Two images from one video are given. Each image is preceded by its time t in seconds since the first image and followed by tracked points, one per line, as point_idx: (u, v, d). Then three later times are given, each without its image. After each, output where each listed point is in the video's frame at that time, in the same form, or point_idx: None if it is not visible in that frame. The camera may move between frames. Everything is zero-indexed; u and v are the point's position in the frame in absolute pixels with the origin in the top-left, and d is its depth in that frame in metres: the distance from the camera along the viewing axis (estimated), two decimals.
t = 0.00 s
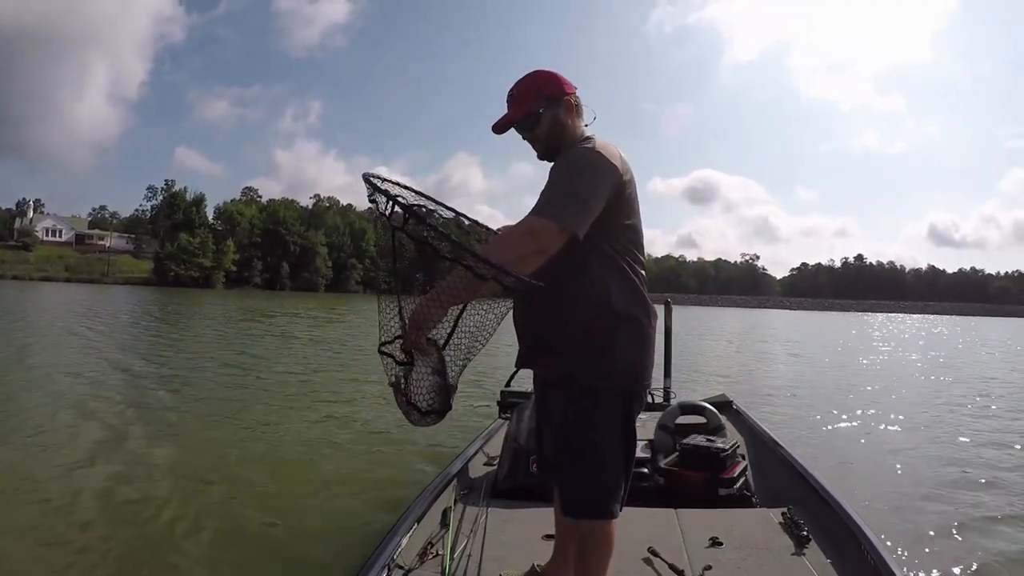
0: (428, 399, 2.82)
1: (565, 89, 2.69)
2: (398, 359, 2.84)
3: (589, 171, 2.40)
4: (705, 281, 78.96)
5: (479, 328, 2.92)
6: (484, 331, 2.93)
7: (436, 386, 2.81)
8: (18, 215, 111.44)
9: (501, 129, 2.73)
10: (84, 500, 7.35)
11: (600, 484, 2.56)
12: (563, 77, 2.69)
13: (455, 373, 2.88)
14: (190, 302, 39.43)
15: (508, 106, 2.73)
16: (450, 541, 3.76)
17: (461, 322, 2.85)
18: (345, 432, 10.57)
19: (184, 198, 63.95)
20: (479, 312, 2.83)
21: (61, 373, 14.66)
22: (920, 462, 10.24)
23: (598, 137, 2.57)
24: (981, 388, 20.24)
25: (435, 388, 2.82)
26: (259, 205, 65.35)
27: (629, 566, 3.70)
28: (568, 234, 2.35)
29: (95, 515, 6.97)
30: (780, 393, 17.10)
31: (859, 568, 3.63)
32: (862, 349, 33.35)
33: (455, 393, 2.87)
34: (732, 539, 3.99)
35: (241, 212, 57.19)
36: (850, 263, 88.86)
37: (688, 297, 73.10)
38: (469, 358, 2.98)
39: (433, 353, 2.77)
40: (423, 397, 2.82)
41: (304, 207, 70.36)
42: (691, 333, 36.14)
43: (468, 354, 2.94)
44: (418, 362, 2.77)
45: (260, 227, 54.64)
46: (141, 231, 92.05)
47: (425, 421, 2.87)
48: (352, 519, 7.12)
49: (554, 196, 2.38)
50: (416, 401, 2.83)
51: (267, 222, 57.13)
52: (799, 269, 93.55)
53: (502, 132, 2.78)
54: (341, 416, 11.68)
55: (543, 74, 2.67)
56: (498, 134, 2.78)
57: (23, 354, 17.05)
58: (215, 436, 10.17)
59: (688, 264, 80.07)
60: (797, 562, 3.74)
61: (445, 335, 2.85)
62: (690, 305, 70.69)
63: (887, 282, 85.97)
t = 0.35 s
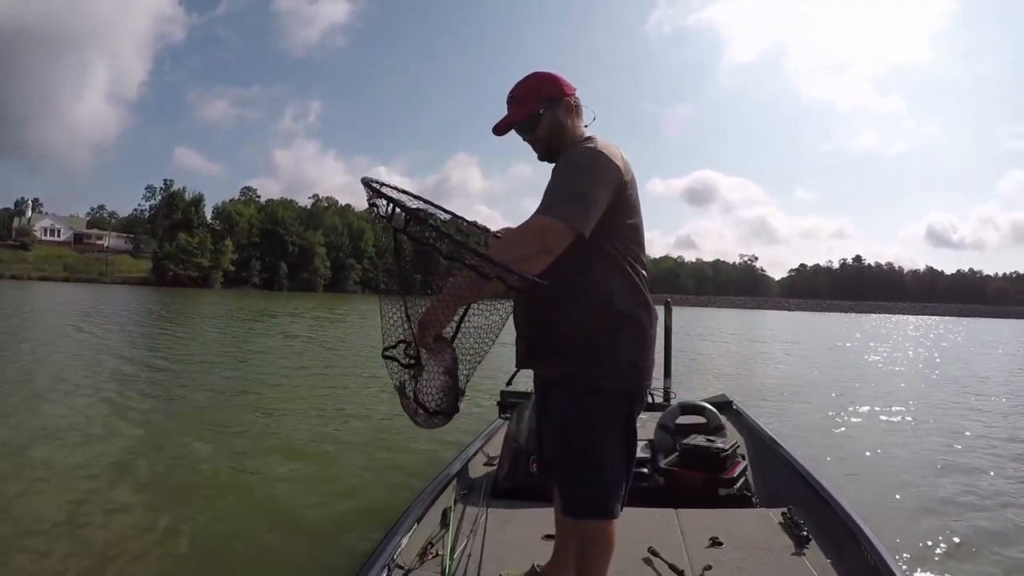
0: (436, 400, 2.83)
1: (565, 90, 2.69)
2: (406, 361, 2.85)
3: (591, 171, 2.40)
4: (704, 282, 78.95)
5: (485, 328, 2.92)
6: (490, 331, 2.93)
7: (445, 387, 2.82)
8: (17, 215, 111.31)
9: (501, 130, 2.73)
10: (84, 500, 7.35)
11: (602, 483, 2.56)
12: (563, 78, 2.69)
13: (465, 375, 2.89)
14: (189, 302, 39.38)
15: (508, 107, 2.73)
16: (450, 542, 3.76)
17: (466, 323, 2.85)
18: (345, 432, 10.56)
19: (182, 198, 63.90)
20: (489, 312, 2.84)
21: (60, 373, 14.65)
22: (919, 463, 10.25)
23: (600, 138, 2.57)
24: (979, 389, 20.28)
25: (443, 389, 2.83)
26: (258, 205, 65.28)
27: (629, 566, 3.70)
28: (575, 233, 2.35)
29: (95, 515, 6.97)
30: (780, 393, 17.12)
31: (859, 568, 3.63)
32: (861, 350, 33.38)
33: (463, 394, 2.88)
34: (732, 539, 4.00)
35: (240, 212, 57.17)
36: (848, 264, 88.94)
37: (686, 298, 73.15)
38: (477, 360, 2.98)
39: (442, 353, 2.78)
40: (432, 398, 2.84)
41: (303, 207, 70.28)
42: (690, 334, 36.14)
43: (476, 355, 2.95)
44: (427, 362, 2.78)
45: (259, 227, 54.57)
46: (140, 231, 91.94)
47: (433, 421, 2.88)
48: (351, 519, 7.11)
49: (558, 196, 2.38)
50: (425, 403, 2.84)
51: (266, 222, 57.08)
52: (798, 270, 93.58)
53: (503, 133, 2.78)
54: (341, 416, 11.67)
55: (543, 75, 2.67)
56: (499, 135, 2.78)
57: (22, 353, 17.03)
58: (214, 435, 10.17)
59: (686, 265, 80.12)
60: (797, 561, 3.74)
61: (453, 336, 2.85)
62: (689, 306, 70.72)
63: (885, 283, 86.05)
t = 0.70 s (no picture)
0: (440, 397, 2.84)
1: (561, 90, 2.69)
2: (408, 361, 2.86)
3: (588, 170, 2.40)
4: (703, 282, 78.97)
5: (487, 328, 2.92)
6: (491, 330, 2.93)
7: (449, 385, 2.83)
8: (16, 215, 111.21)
9: (497, 132, 2.73)
10: (84, 500, 7.35)
11: (602, 483, 2.56)
12: (558, 78, 2.69)
13: (470, 374, 2.89)
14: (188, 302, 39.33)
15: (504, 108, 2.73)
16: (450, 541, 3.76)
17: (468, 322, 2.85)
18: (344, 432, 10.55)
19: (181, 198, 63.84)
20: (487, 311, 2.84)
21: (59, 373, 14.62)
22: (919, 463, 10.26)
23: (596, 137, 2.58)
24: (978, 389, 20.31)
25: (447, 387, 2.84)
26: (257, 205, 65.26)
27: (629, 566, 3.70)
28: (577, 230, 2.34)
29: (95, 515, 6.97)
30: (779, 393, 17.14)
31: (859, 568, 3.64)
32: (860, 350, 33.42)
33: (467, 394, 2.88)
34: (732, 539, 4.00)
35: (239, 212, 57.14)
36: (847, 265, 89.03)
37: (685, 298, 73.09)
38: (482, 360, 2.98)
39: (445, 352, 2.79)
40: (434, 396, 2.84)
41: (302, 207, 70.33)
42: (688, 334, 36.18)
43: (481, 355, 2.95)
44: (433, 360, 2.79)
45: (257, 227, 54.57)
46: (139, 231, 91.82)
47: (435, 420, 2.88)
48: (351, 519, 7.11)
49: (556, 195, 2.37)
50: (428, 400, 2.84)
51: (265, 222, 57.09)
52: (796, 271, 93.66)
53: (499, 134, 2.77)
54: (340, 416, 11.66)
55: (538, 75, 2.67)
56: (495, 137, 2.78)
57: (20, 354, 17.00)
58: (213, 435, 10.16)
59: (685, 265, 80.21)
60: (797, 561, 3.75)
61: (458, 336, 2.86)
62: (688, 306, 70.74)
63: (884, 283, 86.15)
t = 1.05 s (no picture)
0: (446, 392, 2.83)
1: (558, 90, 2.69)
2: (410, 359, 2.86)
3: (589, 167, 2.40)
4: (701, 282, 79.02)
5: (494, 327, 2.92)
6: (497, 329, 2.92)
7: (456, 380, 2.83)
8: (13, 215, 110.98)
9: (496, 133, 2.72)
10: (82, 500, 7.33)
11: (603, 483, 2.56)
12: (556, 78, 2.70)
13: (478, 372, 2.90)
14: (186, 301, 39.29)
15: (501, 109, 2.73)
16: (450, 542, 3.76)
17: (475, 319, 2.86)
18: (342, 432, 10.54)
19: (179, 198, 63.77)
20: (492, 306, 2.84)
21: (57, 373, 14.57)
22: (918, 463, 10.27)
23: (596, 136, 2.58)
24: (977, 389, 20.32)
25: (455, 383, 2.83)
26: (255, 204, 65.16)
27: (629, 566, 3.70)
28: (581, 224, 2.33)
29: (96, 515, 6.96)
30: (778, 393, 17.14)
31: (859, 568, 3.64)
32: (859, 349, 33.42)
33: (473, 391, 2.89)
34: (732, 539, 4.00)
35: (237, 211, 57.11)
36: (845, 264, 89.11)
37: (684, 297, 73.09)
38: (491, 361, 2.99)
39: (452, 349, 2.78)
40: (441, 391, 2.83)
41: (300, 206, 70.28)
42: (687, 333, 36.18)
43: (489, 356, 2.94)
44: (441, 356, 2.79)
45: (255, 226, 54.50)
46: (137, 230, 91.63)
47: (440, 417, 2.86)
48: (351, 519, 7.11)
49: (558, 193, 2.37)
50: (434, 395, 2.82)
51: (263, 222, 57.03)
52: (795, 270, 93.72)
53: (498, 134, 2.76)
54: (340, 415, 11.63)
55: (536, 75, 2.67)
56: (493, 138, 2.78)
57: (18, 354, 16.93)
58: (212, 435, 10.14)
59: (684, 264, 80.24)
60: (797, 561, 3.75)
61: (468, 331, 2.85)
62: (687, 306, 70.75)
63: (882, 283, 86.23)
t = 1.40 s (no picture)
0: (476, 385, 3.08)
1: (555, 90, 2.69)
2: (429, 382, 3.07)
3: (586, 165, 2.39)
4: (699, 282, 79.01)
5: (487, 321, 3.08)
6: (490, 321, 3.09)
7: (480, 374, 3.08)
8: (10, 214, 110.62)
9: (494, 136, 2.72)
10: (81, 501, 7.30)
11: (602, 481, 2.56)
12: (553, 79, 2.69)
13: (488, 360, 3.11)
14: (184, 301, 39.15)
15: (499, 111, 2.73)
16: (450, 542, 3.76)
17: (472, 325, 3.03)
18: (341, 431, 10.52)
19: (176, 198, 63.62)
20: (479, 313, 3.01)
21: (54, 373, 14.51)
22: (918, 463, 10.26)
23: (594, 135, 2.57)
24: (976, 388, 20.31)
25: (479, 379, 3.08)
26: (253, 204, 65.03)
27: (629, 566, 3.70)
28: (586, 215, 2.30)
29: (94, 515, 6.94)
30: (778, 393, 17.13)
31: (859, 568, 3.64)
32: (858, 349, 33.41)
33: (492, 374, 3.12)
34: (732, 539, 4.01)
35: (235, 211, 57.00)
36: (843, 264, 89.15)
37: (682, 297, 73.03)
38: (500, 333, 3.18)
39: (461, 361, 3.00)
40: (471, 386, 3.08)
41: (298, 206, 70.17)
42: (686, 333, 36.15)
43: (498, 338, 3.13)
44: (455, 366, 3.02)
45: (253, 226, 54.39)
46: (135, 230, 91.38)
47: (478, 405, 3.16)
48: (350, 519, 7.09)
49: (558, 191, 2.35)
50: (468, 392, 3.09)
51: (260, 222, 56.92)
52: (793, 270, 93.73)
53: (495, 136, 2.75)
54: (338, 415, 11.61)
55: (532, 77, 2.67)
56: (491, 141, 2.78)
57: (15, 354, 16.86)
58: (211, 435, 10.11)
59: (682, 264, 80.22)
60: (797, 561, 3.76)
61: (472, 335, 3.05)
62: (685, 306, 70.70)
63: (880, 283, 86.28)
